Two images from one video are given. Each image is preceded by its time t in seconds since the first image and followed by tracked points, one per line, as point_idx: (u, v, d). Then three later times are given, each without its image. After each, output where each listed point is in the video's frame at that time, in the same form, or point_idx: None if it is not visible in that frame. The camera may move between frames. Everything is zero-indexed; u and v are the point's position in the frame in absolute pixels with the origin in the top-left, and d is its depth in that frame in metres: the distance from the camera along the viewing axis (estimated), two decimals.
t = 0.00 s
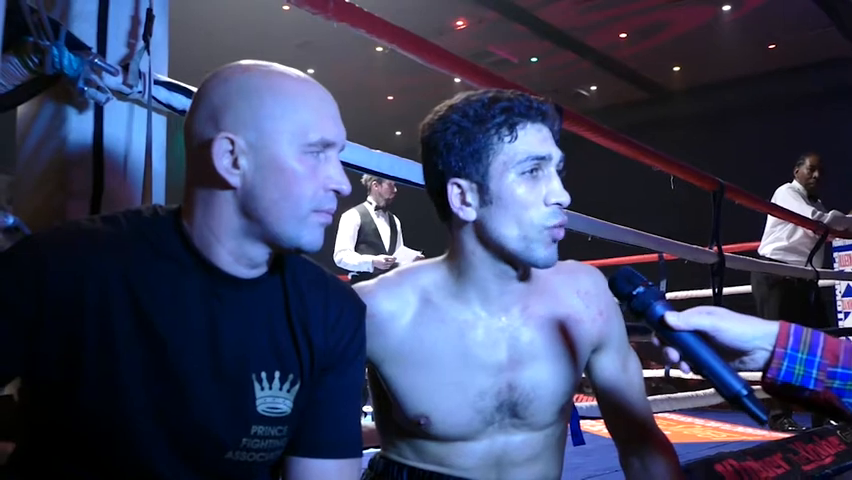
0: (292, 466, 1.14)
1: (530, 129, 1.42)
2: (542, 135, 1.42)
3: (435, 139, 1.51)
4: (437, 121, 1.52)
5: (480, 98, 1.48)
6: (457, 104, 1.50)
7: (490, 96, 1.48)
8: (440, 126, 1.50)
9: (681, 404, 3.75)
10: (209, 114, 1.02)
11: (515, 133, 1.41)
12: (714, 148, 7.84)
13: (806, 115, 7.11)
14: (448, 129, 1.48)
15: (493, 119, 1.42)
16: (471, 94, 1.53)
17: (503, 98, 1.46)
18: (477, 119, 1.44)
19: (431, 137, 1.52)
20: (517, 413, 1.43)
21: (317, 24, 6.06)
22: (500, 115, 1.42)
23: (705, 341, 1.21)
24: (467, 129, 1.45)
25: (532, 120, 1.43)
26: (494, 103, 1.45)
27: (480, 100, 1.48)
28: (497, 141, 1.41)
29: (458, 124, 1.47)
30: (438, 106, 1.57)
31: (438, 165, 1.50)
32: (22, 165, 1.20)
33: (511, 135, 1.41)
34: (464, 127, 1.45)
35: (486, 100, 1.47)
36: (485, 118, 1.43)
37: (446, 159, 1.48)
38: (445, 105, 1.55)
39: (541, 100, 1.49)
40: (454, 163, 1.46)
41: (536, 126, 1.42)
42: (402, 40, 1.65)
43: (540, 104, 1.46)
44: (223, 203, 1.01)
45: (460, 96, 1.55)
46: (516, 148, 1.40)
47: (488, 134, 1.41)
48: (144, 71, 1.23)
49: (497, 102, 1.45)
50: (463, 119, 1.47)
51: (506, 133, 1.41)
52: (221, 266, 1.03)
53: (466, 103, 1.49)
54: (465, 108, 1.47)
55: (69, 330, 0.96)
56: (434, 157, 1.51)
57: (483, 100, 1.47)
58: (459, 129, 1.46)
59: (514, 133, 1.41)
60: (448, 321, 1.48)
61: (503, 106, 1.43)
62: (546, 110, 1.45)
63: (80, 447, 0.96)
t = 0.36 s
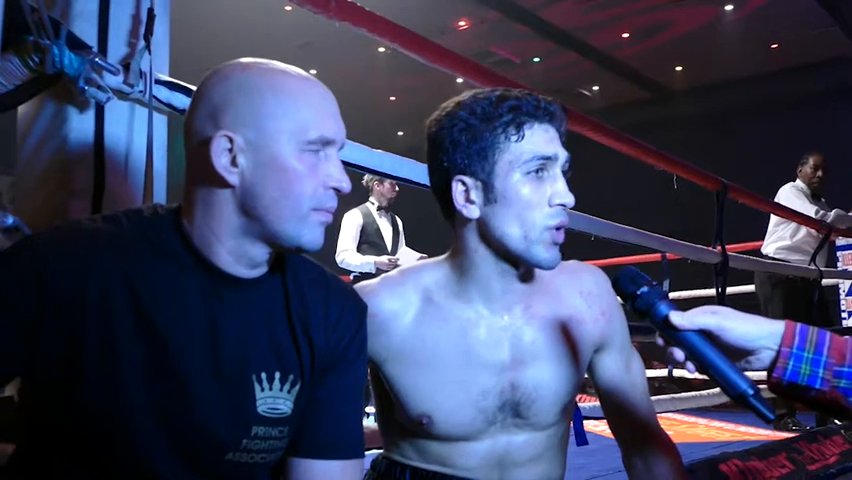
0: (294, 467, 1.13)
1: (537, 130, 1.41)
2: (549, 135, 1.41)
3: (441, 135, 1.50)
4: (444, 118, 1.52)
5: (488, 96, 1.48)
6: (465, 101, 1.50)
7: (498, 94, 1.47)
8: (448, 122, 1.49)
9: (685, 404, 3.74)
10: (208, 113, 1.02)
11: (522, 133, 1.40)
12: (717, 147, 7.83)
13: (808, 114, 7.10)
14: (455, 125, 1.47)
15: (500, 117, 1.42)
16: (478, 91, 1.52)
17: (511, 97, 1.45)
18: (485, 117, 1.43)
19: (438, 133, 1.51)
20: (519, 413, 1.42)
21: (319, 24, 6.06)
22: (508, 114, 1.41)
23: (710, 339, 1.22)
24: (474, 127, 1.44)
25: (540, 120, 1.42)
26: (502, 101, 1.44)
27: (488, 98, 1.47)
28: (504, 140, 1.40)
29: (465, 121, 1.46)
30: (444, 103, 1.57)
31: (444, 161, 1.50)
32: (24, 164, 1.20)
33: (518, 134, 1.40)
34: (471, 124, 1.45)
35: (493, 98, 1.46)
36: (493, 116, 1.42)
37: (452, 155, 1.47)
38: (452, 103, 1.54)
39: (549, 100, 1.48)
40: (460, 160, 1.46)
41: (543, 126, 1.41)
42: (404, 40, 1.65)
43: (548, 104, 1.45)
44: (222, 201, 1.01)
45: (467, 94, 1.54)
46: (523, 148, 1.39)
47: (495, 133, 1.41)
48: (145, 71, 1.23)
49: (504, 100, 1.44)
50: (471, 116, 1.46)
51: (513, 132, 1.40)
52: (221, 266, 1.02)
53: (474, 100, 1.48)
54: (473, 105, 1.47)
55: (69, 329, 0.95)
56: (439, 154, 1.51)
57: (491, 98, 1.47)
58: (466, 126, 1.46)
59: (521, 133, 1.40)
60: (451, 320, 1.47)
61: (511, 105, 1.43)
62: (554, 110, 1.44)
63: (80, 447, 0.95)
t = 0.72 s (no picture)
0: (292, 468, 1.12)
1: (542, 129, 1.41)
2: (554, 135, 1.41)
3: (444, 134, 1.50)
4: (448, 116, 1.52)
5: (493, 95, 1.48)
6: (469, 100, 1.50)
7: (504, 94, 1.47)
8: (453, 121, 1.49)
9: (686, 405, 3.73)
10: (206, 112, 1.01)
11: (527, 132, 1.40)
12: (718, 148, 7.82)
13: (810, 115, 7.10)
14: (459, 124, 1.47)
15: (506, 116, 1.42)
16: (483, 91, 1.52)
17: (516, 96, 1.46)
18: (490, 116, 1.43)
19: (442, 132, 1.50)
20: (519, 414, 1.41)
21: (320, 26, 6.06)
22: (514, 113, 1.42)
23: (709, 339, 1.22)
24: (479, 126, 1.44)
25: (544, 120, 1.42)
26: (507, 100, 1.45)
27: (493, 97, 1.48)
28: (508, 139, 1.40)
29: (469, 119, 1.46)
30: (448, 102, 1.57)
31: (447, 160, 1.49)
32: (23, 164, 1.20)
33: (522, 133, 1.40)
34: (475, 122, 1.45)
35: (499, 97, 1.47)
36: (498, 116, 1.42)
37: (456, 154, 1.47)
38: (457, 101, 1.54)
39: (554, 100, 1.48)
40: (464, 159, 1.45)
41: (547, 126, 1.41)
42: (405, 41, 1.64)
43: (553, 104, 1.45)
44: (219, 201, 1.00)
45: (472, 93, 1.54)
46: (527, 147, 1.39)
47: (499, 132, 1.40)
48: (144, 71, 1.22)
49: (510, 100, 1.44)
50: (475, 115, 1.46)
51: (518, 131, 1.40)
52: (219, 266, 1.02)
53: (479, 99, 1.49)
54: (478, 104, 1.47)
55: (66, 327, 0.95)
56: (443, 153, 1.50)
57: (496, 97, 1.47)
58: (471, 124, 1.46)
59: (526, 132, 1.40)
60: (450, 319, 1.47)
61: (517, 104, 1.43)
62: (559, 110, 1.44)
63: (77, 448, 0.95)
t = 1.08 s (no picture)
0: (292, 475, 1.12)
1: (520, 127, 1.40)
2: (536, 133, 1.39)
3: (436, 133, 1.52)
4: (442, 116, 1.52)
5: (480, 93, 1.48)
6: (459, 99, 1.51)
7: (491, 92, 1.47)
8: (441, 122, 1.50)
9: (689, 406, 3.72)
10: (203, 116, 1.01)
11: (502, 131, 1.39)
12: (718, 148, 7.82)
13: (810, 115, 7.09)
14: (445, 122, 1.49)
15: (485, 115, 1.42)
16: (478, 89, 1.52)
17: (501, 94, 1.45)
18: (470, 115, 1.44)
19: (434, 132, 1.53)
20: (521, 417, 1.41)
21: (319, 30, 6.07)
22: (493, 112, 1.41)
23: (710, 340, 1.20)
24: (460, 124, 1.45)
25: (526, 118, 1.41)
26: (489, 99, 1.44)
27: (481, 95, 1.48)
28: (484, 138, 1.41)
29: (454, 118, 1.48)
30: (446, 103, 1.57)
31: (438, 158, 1.51)
32: (21, 172, 1.20)
33: (498, 132, 1.40)
34: (457, 122, 1.46)
35: (486, 95, 1.47)
36: (476, 115, 1.43)
37: (442, 152, 1.49)
38: (454, 100, 1.54)
39: (544, 98, 1.46)
40: (448, 157, 1.47)
41: (528, 123, 1.40)
42: (403, 44, 1.64)
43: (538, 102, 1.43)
44: (216, 206, 1.00)
45: (466, 92, 1.54)
46: (503, 145, 1.39)
47: (476, 131, 1.42)
48: (141, 77, 1.23)
49: (492, 98, 1.44)
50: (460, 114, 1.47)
51: (493, 130, 1.40)
52: (217, 272, 1.02)
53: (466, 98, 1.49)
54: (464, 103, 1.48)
55: (64, 331, 0.95)
56: (437, 153, 1.51)
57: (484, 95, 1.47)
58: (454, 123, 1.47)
59: (502, 131, 1.40)
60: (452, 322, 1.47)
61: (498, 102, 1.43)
62: (545, 108, 1.42)
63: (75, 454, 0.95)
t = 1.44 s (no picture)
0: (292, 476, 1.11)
1: (538, 125, 1.41)
2: (551, 131, 1.41)
3: (446, 130, 1.51)
4: (451, 114, 1.52)
5: (493, 93, 1.49)
6: (471, 98, 1.51)
7: (502, 92, 1.48)
8: (452, 118, 1.50)
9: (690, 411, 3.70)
10: (205, 115, 1.00)
11: (522, 127, 1.40)
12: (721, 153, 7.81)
13: (814, 120, 7.09)
14: (459, 118, 1.49)
15: (502, 111, 1.42)
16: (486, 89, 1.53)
17: (515, 94, 1.46)
18: (487, 112, 1.44)
19: (445, 129, 1.52)
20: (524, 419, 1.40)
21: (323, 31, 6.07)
22: (510, 109, 1.42)
23: (717, 341, 1.18)
24: (476, 120, 1.45)
25: (541, 116, 1.42)
26: (505, 97, 1.45)
27: (493, 94, 1.49)
28: (503, 133, 1.41)
29: (468, 115, 1.48)
30: (453, 102, 1.57)
31: (447, 157, 1.50)
32: (22, 170, 1.19)
33: (517, 128, 1.40)
34: (473, 118, 1.46)
35: (499, 94, 1.47)
36: (494, 111, 1.43)
37: (454, 148, 1.48)
38: (464, 98, 1.54)
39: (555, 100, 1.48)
40: (462, 152, 1.46)
41: (544, 122, 1.41)
42: (408, 45, 1.64)
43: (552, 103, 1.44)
44: (218, 206, 0.99)
45: (475, 92, 1.55)
46: (522, 141, 1.40)
47: (495, 125, 1.41)
48: (143, 75, 1.22)
49: (508, 97, 1.45)
50: (474, 111, 1.47)
51: (512, 126, 1.40)
52: (219, 272, 1.01)
53: (479, 96, 1.49)
54: (477, 101, 1.48)
55: (62, 329, 0.94)
56: (445, 150, 1.51)
57: (496, 94, 1.48)
58: (469, 119, 1.47)
59: (521, 127, 1.40)
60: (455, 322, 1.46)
61: (515, 101, 1.43)
62: (559, 109, 1.44)
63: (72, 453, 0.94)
